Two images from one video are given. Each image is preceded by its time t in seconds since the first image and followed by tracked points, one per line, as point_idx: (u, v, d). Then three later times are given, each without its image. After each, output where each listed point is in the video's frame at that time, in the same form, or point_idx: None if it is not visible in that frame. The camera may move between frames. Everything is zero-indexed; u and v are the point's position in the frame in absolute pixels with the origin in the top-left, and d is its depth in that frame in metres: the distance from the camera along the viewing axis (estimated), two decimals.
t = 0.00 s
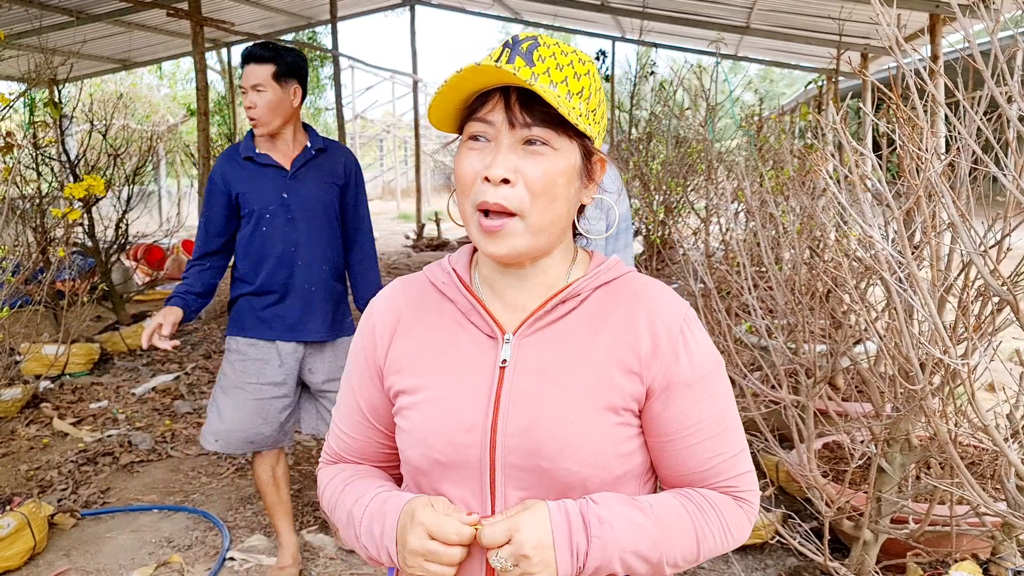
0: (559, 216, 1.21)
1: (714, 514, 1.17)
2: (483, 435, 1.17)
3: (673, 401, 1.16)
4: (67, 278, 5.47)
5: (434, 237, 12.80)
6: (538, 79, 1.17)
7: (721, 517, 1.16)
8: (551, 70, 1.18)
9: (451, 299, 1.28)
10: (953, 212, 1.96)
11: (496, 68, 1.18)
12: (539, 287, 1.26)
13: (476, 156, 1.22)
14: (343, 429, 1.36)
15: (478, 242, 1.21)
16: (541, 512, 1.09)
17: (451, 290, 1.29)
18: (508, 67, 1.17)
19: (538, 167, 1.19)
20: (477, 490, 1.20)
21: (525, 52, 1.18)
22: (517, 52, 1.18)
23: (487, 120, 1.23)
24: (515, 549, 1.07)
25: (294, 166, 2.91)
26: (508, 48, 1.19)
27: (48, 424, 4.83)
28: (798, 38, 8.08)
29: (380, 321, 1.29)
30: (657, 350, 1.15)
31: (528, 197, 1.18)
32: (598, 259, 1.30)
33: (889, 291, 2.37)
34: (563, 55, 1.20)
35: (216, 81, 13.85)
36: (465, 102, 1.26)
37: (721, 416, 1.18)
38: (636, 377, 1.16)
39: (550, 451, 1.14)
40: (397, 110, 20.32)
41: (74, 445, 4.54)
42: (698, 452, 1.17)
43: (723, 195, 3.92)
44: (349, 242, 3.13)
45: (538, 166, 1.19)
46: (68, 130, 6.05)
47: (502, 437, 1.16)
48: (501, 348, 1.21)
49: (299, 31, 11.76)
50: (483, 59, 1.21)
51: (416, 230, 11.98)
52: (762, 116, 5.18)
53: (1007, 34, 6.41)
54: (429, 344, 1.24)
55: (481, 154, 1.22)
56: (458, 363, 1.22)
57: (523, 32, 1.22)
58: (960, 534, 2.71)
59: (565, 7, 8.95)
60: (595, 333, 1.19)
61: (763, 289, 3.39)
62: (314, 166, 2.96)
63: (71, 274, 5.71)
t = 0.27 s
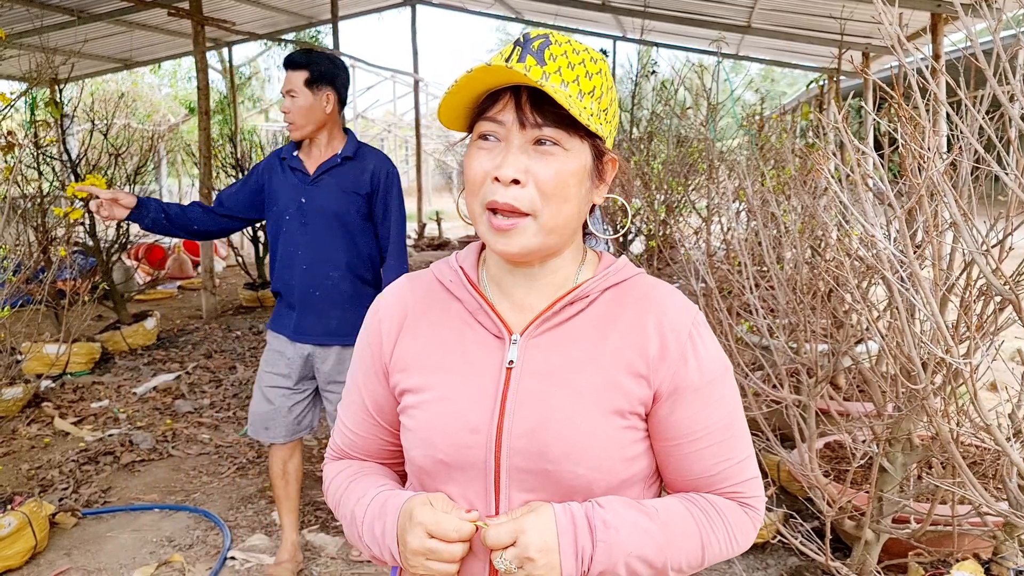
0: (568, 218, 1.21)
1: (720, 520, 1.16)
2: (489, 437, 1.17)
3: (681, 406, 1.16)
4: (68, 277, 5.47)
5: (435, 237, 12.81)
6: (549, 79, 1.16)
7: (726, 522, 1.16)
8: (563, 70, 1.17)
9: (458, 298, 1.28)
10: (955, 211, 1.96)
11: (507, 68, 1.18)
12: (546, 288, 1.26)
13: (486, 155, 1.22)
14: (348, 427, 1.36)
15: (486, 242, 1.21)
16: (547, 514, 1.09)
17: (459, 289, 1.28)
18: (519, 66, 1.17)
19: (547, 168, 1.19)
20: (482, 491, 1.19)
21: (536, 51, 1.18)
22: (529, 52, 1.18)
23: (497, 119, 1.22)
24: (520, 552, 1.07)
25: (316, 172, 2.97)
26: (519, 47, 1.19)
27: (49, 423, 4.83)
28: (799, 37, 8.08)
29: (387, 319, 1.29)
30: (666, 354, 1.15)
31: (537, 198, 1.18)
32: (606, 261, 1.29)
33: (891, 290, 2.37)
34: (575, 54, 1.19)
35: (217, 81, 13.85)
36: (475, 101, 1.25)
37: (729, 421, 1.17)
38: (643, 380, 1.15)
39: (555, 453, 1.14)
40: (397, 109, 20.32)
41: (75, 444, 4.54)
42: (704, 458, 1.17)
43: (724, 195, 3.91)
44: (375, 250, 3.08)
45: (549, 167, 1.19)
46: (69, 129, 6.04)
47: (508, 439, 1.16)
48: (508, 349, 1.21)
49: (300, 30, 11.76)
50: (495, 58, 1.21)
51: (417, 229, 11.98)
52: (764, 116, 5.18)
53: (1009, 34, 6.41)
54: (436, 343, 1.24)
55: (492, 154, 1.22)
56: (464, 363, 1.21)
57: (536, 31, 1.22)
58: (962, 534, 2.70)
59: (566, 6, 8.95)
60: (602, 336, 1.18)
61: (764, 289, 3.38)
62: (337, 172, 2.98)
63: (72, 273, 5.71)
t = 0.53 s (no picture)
0: (571, 218, 1.21)
1: (723, 522, 1.16)
2: (491, 438, 1.16)
3: (684, 407, 1.15)
4: (69, 277, 5.47)
5: (435, 237, 12.81)
6: (552, 78, 1.16)
7: (730, 524, 1.15)
8: (566, 69, 1.17)
9: (461, 298, 1.28)
10: (957, 212, 1.95)
11: (510, 67, 1.17)
12: (549, 289, 1.26)
13: (489, 156, 1.22)
14: (351, 426, 1.36)
15: (489, 242, 1.21)
16: (550, 516, 1.09)
17: (461, 289, 1.28)
18: (521, 66, 1.17)
19: (550, 168, 1.19)
20: (485, 492, 1.19)
21: (539, 51, 1.18)
22: (532, 51, 1.18)
23: (501, 120, 1.22)
24: (523, 553, 1.07)
25: (327, 168, 2.98)
26: (522, 47, 1.19)
27: (50, 423, 4.83)
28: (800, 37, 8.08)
29: (390, 319, 1.29)
30: (668, 356, 1.15)
31: (541, 198, 1.18)
32: (610, 262, 1.29)
33: (892, 291, 2.37)
34: (578, 53, 1.19)
35: (218, 81, 13.86)
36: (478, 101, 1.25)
37: (732, 423, 1.17)
38: (646, 382, 1.15)
39: (558, 454, 1.14)
40: (398, 110, 20.33)
41: (75, 445, 4.54)
42: (706, 459, 1.16)
43: (725, 196, 3.91)
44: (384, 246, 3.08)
45: (552, 167, 1.19)
46: (70, 130, 6.04)
47: (511, 440, 1.15)
48: (510, 350, 1.21)
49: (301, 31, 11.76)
50: (497, 57, 1.21)
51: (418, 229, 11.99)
52: (765, 116, 5.17)
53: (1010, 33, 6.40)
54: (438, 343, 1.24)
55: (495, 154, 1.22)
56: (466, 364, 1.21)
57: (539, 31, 1.22)
58: (964, 535, 2.70)
59: (567, 7, 8.95)
60: (604, 337, 1.18)
61: (765, 289, 3.38)
62: (348, 168, 2.98)
63: (73, 273, 5.71)
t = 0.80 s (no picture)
0: (576, 216, 1.21)
1: (728, 520, 1.15)
2: (496, 437, 1.16)
3: (688, 405, 1.15)
4: (70, 277, 5.47)
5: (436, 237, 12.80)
6: (555, 76, 1.16)
7: (735, 522, 1.15)
8: (568, 66, 1.17)
9: (464, 297, 1.28)
10: (959, 212, 1.95)
11: (513, 66, 1.17)
12: (552, 288, 1.26)
13: (492, 156, 1.22)
14: (355, 426, 1.37)
15: (495, 242, 1.20)
16: (555, 515, 1.09)
17: (464, 288, 1.28)
18: (524, 64, 1.17)
19: (553, 167, 1.19)
20: (490, 491, 1.19)
21: (540, 49, 1.18)
22: (533, 50, 1.18)
23: (502, 120, 1.22)
24: (529, 552, 1.06)
25: (315, 168, 3.00)
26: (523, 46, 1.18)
27: (51, 423, 4.83)
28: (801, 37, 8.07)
29: (393, 320, 1.29)
30: (672, 355, 1.14)
31: (545, 197, 1.18)
32: (613, 260, 1.29)
33: (895, 290, 2.37)
34: (579, 51, 1.19)
35: (219, 81, 13.86)
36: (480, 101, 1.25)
37: (737, 421, 1.16)
38: (650, 381, 1.15)
39: (562, 453, 1.14)
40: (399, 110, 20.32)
41: (76, 445, 4.54)
42: (710, 458, 1.16)
43: (727, 196, 3.91)
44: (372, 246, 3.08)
45: (555, 166, 1.19)
46: (70, 130, 6.04)
47: (515, 439, 1.15)
48: (514, 349, 1.20)
49: (302, 31, 11.76)
50: (498, 56, 1.20)
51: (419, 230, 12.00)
52: (766, 116, 5.17)
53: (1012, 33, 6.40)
54: (441, 343, 1.24)
55: (497, 154, 1.22)
56: (469, 364, 1.21)
57: (539, 29, 1.21)
58: (965, 535, 2.70)
59: (568, 7, 8.95)
60: (608, 336, 1.18)
61: (767, 288, 3.38)
62: (336, 168, 3.01)
63: (74, 273, 5.71)
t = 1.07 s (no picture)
0: (592, 216, 1.22)
1: (732, 519, 1.15)
2: (500, 438, 1.16)
3: (692, 405, 1.15)
4: (71, 277, 5.47)
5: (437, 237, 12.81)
6: (565, 77, 1.16)
7: (739, 522, 1.15)
8: (575, 67, 1.17)
9: (467, 299, 1.28)
10: (961, 212, 1.95)
11: (522, 68, 1.16)
12: (557, 288, 1.26)
13: (507, 158, 1.21)
14: (358, 428, 1.37)
15: (510, 245, 1.20)
16: (558, 515, 1.09)
17: (468, 290, 1.28)
18: (533, 65, 1.16)
19: (571, 167, 1.20)
20: (493, 492, 1.19)
21: (547, 49, 1.16)
22: (538, 50, 1.17)
23: (517, 121, 1.21)
24: (533, 553, 1.06)
25: (284, 169, 2.96)
26: (528, 46, 1.17)
27: (52, 423, 4.83)
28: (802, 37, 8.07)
29: (396, 321, 1.29)
30: (676, 355, 1.14)
31: (565, 198, 1.18)
32: (616, 260, 1.29)
33: (896, 290, 2.37)
34: (582, 51, 1.19)
35: (219, 81, 13.86)
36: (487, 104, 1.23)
37: (740, 421, 1.16)
38: (654, 381, 1.15)
39: (567, 453, 1.14)
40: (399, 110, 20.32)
41: (77, 445, 4.54)
42: (714, 457, 1.16)
43: (728, 196, 3.91)
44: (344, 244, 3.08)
45: (574, 166, 1.20)
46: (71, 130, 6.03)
47: (520, 439, 1.15)
48: (519, 349, 1.20)
49: (302, 31, 11.75)
50: (503, 58, 1.19)
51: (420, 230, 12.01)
52: (767, 116, 5.17)
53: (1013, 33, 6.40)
54: (447, 345, 1.23)
55: (514, 157, 1.21)
56: (474, 365, 1.21)
57: (539, 29, 1.20)
58: (966, 535, 2.70)
59: (569, 7, 8.95)
60: (613, 336, 1.18)
61: (767, 289, 3.38)
62: (305, 168, 2.99)
63: (75, 273, 5.71)
